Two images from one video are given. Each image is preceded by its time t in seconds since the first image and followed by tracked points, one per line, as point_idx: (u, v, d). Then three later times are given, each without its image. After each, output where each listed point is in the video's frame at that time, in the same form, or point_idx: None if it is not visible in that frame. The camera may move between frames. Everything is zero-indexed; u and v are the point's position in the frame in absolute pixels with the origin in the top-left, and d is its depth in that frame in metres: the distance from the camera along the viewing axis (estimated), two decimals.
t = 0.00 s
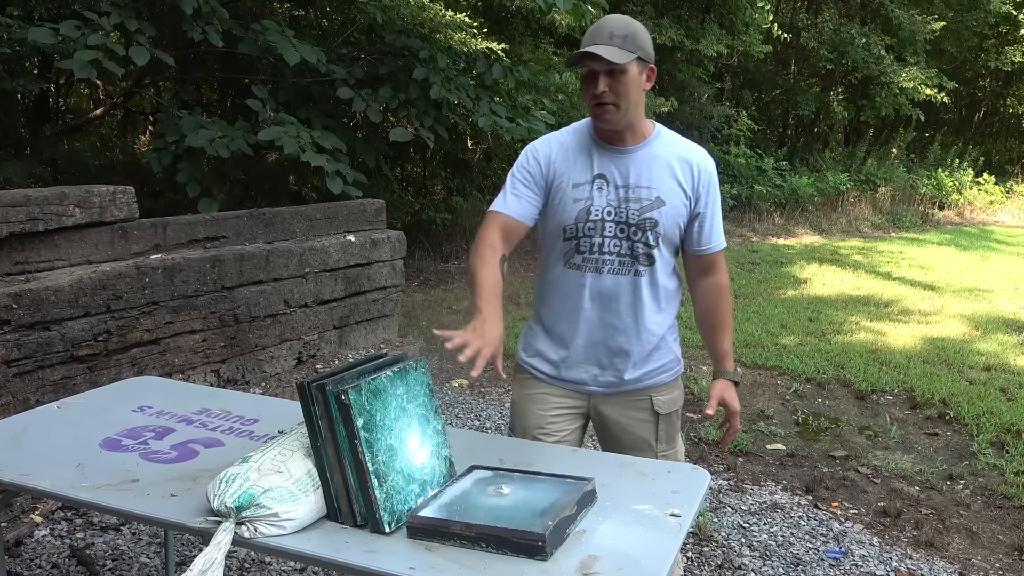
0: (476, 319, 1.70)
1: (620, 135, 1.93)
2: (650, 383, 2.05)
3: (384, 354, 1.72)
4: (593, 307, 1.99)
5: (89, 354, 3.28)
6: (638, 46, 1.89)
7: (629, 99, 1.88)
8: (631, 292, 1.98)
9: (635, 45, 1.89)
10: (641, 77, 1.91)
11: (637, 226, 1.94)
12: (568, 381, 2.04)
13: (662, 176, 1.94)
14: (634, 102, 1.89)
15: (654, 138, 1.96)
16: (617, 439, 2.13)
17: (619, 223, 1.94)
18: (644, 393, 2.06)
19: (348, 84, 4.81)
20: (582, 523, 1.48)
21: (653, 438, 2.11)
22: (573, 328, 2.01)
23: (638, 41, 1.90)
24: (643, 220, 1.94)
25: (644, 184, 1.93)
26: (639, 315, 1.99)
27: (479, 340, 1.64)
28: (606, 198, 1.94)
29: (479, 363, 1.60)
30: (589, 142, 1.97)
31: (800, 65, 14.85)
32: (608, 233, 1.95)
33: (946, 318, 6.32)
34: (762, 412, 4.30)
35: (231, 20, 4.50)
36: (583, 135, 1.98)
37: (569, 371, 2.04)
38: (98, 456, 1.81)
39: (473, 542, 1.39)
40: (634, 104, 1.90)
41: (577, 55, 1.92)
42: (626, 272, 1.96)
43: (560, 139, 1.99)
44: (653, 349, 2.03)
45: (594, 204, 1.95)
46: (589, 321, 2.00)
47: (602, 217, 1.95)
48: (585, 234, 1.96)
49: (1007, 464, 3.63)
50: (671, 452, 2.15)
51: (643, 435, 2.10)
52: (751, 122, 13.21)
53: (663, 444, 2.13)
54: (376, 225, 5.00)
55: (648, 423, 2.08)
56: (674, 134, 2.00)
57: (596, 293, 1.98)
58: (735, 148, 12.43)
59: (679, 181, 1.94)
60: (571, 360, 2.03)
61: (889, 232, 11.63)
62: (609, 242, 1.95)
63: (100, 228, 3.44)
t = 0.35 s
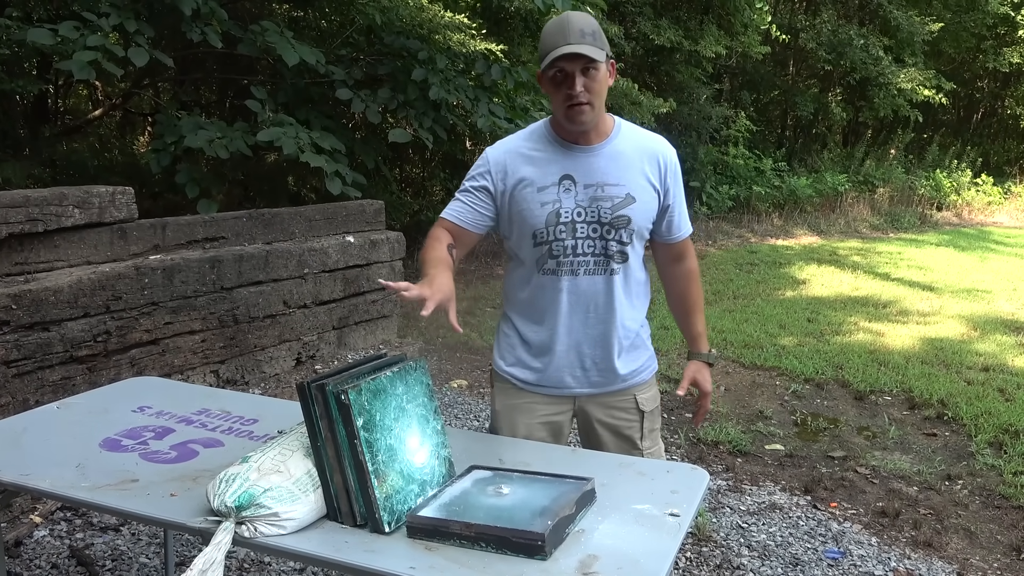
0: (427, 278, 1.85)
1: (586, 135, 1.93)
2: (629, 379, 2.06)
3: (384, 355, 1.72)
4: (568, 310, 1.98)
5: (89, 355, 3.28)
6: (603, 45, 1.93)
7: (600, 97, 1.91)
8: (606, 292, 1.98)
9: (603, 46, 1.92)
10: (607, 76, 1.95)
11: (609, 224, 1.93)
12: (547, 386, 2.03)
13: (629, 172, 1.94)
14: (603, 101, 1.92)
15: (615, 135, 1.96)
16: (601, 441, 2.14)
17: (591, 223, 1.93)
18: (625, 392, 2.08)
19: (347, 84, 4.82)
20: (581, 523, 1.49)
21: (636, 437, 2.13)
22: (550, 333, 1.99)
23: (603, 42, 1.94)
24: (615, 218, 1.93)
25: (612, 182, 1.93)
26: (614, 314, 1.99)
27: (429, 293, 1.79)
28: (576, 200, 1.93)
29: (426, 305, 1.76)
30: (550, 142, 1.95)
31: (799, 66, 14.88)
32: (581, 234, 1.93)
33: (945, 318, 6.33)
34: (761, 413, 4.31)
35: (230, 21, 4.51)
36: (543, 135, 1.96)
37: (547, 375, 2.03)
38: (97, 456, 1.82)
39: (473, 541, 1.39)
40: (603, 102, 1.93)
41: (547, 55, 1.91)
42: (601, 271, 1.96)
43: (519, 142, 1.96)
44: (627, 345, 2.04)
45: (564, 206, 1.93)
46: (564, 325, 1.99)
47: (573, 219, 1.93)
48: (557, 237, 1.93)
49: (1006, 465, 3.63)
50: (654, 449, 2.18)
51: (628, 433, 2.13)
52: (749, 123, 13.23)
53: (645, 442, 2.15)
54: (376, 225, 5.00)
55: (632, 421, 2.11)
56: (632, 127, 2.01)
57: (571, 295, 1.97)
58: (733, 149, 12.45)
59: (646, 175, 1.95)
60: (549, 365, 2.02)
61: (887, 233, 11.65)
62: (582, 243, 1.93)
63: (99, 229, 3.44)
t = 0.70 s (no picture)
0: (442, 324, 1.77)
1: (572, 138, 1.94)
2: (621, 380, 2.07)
3: (385, 356, 1.73)
4: (559, 312, 1.99)
5: (89, 357, 3.29)
6: (584, 47, 1.94)
7: (584, 100, 1.92)
8: (597, 293, 1.99)
9: (584, 48, 1.93)
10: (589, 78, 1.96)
11: (598, 225, 1.94)
12: (539, 389, 2.04)
13: (617, 173, 1.95)
14: (587, 104, 1.94)
15: (600, 136, 1.97)
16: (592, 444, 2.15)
17: (580, 225, 1.94)
18: (616, 393, 2.09)
19: (346, 87, 4.82)
20: (581, 524, 1.49)
21: (626, 438, 2.15)
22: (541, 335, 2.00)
23: (585, 45, 1.95)
24: (604, 219, 1.94)
25: (600, 183, 1.94)
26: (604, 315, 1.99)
27: (450, 338, 1.73)
28: (564, 202, 1.93)
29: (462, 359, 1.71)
30: (534, 146, 1.96)
31: (798, 68, 14.89)
32: (570, 237, 1.94)
33: (943, 319, 6.34)
34: (760, 414, 4.31)
35: (229, 23, 4.51)
36: (528, 140, 1.97)
37: (538, 379, 2.03)
38: (98, 458, 1.82)
39: (473, 543, 1.39)
40: (587, 104, 1.95)
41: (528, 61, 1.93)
42: (591, 273, 1.98)
43: (504, 147, 1.96)
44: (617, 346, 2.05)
45: (553, 210, 1.93)
46: (554, 327, 2.00)
47: (563, 221, 1.93)
48: (547, 241, 1.94)
49: (1005, 465, 3.64)
50: (643, 450, 2.19)
51: (618, 435, 2.14)
52: (748, 124, 13.25)
53: (636, 443, 2.16)
54: (375, 227, 5.00)
55: (622, 422, 2.12)
56: (618, 127, 2.03)
57: (562, 298, 1.98)
58: (733, 150, 12.47)
59: (632, 176, 1.97)
60: (541, 368, 2.02)
61: (886, 234, 11.67)
62: (571, 246, 1.94)
63: (100, 231, 3.45)
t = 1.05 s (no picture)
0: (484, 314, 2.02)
1: (580, 133, 1.94)
2: (626, 382, 2.05)
3: (384, 357, 1.73)
4: (562, 309, 1.99)
5: (89, 356, 3.29)
6: (597, 44, 1.95)
7: (595, 95, 1.93)
8: (601, 291, 1.97)
9: (596, 45, 1.95)
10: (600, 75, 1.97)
11: (602, 223, 1.93)
12: (543, 389, 2.03)
13: (624, 173, 1.94)
14: (597, 99, 1.94)
15: (610, 136, 1.97)
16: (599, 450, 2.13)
17: (584, 222, 1.93)
18: (623, 398, 2.06)
19: (348, 87, 4.83)
20: (581, 526, 1.49)
21: (633, 447, 2.12)
22: (544, 332, 2.00)
23: (598, 43, 1.97)
24: (609, 217, 1.93)
25: (607, 181, 1.93)
26: (608, 313, 1.98)
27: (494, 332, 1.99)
28: (568, 198, 1.93)
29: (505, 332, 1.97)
30: (543, 143, 1.97)
31: (798, 71, 14.90)
32: (574, 233, 1.94)
33: (943, 324, 6.34)
34: (759, 417, 4.31)
35: (231, 23, 4.52)
36: (541, 136, 1.98)
37: (542, 378, 2.03)
38: (98, 456, 1.82)
39: (473, 544, 1.40)
40: (597, 100, 1.95)
41: (541, 53, 1.94)
42: (594, 270, 1.96)
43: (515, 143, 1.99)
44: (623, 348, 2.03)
45: (557, 205, 1.94)
46: (557, 324, 1.99)
47: (567, 217, 1.93)
48: (551, 236, 1.94)
49: (1003, 470, 3.64)
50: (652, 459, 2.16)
51: (624, 443, 2.11)
52: (749, 128, 13.26)
53: (642, 452, 2.14)
54: (376, 227, 5.00)
55: (629, 432, 2.10)
56: (630, 131, 2.02)
57: (564, 294, 1.98)
58: (733, 154, 12.48)
59: (640, 176, 1.95)
60: (543, 365, 2.02)
61: (887, 239, 11.68)
62: (574, 242, 1.94)
63: (100, 230, 3.45)
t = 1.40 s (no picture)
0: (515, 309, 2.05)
1: (611, 139, 1.97)
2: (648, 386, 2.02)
3: (385, 360, 1.73)
4: (583, 307, 2.01)
5: (88, 355, 3.28)
6: (627, 52, 1.94)
7: (622, 104, 1.93)
8: (621, 291, 1.97)
9: (625, 52, 1.93)
10: (631, 83, 1.96)
11: (625, 223, 1.94)
12: (564, 386, 2.06)
13: (653, 176, 1.94)
14: (626, 107, 1.94)
15: (645, 141, 1.98)
16: (621, 453, 2.12)
17: (608, 222, 1.95)
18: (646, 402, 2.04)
19: (350, 88, 4.83)
20: (580, 531, 1.49)
21: (653, 452, 2.10)
22: (566, 330, 2.02)
23: (628, 49, 1.95)
24: (632, 217, 1.93)
25: (632, 183, 1.94)
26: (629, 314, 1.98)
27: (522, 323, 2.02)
28: (595, 198, 1.97)
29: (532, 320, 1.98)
30: (578, 148, 2.02)
31: (799, 76, 14.93)
32: (598, 232, 1.96)
33: (942, 330, 6.34)
34: (758, 422, 4.31)
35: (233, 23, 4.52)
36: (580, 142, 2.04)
37: (564, 375, 2.05)
38: (98, 456, 1.82)
39: (472, 547, 1.39)
40: (628, 106, 1.95)
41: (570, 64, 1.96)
42: (616, 270, 1.97)
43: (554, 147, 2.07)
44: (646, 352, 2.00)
45: (583, 203, 1.98)
46: (578, 322, 2.02)
47: (591, 216, 1.97)
48: (574, 233, 1.99)
49: (1002, 477, 3.64)
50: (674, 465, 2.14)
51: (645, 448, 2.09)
52: (750, 132, 13.28)
53: (663, 457, 2.11)
54: (376, 229, 5.00)
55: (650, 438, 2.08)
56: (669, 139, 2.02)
57: (586, 292, 2.00)
58: (734, 158, 12.49)
59: (669, 179, 1.93)
60: (564, 362, 2.04)
61: (886, 244, 11.68)
62: (597, 240, 1.97)
63: (101, 229, 3.45)
